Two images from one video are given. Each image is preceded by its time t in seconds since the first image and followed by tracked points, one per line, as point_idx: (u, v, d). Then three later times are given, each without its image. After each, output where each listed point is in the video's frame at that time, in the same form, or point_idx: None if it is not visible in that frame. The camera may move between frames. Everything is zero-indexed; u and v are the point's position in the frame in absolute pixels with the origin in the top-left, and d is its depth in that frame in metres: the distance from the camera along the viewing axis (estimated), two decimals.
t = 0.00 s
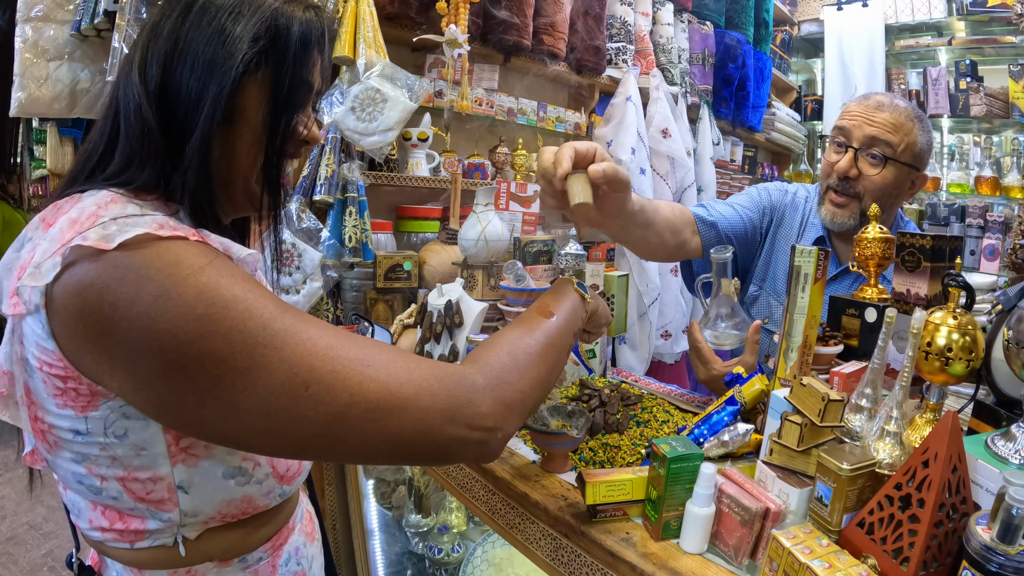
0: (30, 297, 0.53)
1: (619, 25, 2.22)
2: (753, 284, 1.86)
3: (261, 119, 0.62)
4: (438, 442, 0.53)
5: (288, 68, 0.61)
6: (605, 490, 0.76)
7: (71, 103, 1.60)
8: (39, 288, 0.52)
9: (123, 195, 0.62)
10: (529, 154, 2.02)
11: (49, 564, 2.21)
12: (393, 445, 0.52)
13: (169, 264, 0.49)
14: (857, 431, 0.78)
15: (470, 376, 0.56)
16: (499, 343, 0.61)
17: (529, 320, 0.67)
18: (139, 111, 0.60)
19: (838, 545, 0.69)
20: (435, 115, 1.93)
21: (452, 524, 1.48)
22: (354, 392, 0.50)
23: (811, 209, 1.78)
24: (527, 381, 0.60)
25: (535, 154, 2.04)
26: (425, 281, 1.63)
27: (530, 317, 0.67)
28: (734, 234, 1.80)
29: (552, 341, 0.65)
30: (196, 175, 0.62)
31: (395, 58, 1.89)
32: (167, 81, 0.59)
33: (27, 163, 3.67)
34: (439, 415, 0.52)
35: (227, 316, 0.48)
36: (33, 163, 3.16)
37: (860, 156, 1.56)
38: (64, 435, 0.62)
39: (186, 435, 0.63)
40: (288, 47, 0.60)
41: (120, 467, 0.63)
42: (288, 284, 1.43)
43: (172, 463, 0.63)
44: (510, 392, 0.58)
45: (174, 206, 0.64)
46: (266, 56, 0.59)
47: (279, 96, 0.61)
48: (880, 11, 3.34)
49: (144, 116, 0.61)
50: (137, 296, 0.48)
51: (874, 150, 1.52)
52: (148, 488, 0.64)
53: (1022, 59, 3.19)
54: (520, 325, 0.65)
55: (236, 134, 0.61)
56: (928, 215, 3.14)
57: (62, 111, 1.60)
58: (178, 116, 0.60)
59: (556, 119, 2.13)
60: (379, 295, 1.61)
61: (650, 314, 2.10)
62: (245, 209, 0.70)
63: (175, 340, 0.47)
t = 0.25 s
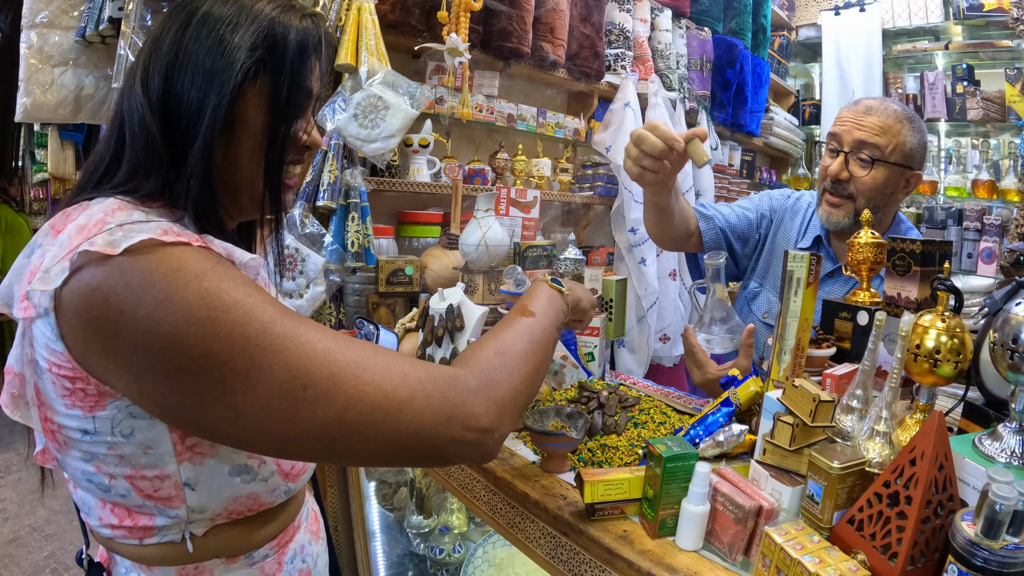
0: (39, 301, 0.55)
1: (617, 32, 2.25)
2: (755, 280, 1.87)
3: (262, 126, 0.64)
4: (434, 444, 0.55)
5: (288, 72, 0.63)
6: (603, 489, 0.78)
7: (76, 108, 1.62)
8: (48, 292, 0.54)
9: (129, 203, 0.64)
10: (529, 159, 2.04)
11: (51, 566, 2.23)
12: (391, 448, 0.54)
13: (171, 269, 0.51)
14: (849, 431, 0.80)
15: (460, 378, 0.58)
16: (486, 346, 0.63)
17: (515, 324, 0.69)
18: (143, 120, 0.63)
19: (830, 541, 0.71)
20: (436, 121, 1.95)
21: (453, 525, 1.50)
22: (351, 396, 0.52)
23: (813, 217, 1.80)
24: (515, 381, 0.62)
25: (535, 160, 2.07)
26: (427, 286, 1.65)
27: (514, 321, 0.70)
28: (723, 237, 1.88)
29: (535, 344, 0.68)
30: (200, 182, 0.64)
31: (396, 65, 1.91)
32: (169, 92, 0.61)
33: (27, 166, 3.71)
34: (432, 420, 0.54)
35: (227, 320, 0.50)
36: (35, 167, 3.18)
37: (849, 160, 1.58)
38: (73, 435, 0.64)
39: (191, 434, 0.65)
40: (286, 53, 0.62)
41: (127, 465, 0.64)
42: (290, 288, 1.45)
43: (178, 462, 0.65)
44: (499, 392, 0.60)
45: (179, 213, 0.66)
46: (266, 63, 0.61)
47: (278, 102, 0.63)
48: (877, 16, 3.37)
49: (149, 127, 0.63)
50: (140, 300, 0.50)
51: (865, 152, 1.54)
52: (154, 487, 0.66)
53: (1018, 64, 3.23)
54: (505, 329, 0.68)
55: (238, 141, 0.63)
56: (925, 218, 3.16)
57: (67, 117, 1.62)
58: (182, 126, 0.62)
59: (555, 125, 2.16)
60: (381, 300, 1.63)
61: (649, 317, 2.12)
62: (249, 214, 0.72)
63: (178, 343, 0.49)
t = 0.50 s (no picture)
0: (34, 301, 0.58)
1: (617, 35, 2.26)
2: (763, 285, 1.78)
3: (276, 142, 0.65)
4: (424, 420, 0.57)
5: (297, 88, 0.64)
6: (605, 484, 0.80)
7: (81, 111, 1.64)
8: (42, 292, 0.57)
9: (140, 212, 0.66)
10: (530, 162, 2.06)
11: (55, 566, 2.24)
12: (387, 430, 0.56)
13: (160, 264, 0.53)
14: (844, 427, 0.81)
15: (435, 353, 0.59)
16: (450, 320, 0.65)
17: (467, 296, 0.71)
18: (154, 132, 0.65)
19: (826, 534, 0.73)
20: (438, 124, 1.97)
21: (456, 523, 1.52)
22: (338, 379, 0.53)
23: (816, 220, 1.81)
24: (488, 352, 0.64)
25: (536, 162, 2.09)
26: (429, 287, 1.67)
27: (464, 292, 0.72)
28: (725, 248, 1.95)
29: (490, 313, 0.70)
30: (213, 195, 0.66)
31: (398, 68, 1.93)
32: (180, 106, 0.63)
33: (29, 169, 3.72)
34: (422, 398, 0.56)
35: (212, 311, 0.52)
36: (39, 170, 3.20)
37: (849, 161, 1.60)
38: (70, 431, 0.66)
39: (183, 429, 0.66)
40: (297, 69, 0.63)
41: (121, 461, 0.66)
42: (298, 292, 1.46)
43: (171, 457, 0.67)
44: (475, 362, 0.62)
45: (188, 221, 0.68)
46: (277, 80, 0.62)
47: (293, 118, 0.64)
48: (876, 17, 3.39)
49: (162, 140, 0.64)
50: (128, 297, 0.52)
51: (865, 152, 1.56)
52: (149, 481, 0.68)
53: (1016, 65, 3.25)
54: (463, 302, 0.69)
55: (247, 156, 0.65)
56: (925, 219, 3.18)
57: (72, 119, 1.64)
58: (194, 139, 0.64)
59: (556, 127, 2.18)
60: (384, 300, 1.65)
61: (649, 318, 2.13)
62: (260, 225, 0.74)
63: (168, 337, 0.51)
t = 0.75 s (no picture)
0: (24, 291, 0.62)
1: (618, 37, 2.28)
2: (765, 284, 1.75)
3: (315, 196, 0.65)
4: (397, 391, 0.59)
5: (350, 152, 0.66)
6: (608, 479, 0.81)
7: (86, 113, 1.65)
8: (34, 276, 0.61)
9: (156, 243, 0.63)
10: (532, 163, 2.08)
11: (59, 565, 2.26)
12: (362, 401, 0.57)
13: (135, 252, 0.54)
14: (843, 423, 0.83)
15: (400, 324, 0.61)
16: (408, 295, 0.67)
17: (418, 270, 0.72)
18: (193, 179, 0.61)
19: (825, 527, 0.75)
20: (441, 125, 1.99)
21: (460, 521, 1.54)
22: (311, 355, 0.55)
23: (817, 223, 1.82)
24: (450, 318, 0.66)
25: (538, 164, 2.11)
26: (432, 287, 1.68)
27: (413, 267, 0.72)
28: (726, 249, 1.97)
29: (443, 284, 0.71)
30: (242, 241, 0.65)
31: (401, 70, 1.95)
32: (219, 151, 0.60)
33: (33, 171, 3.75)
34: (396, 363, 0.58)
35: (185, 293, 0.53)
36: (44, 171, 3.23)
37: (860, 159, 1.59)
38: (57, 421, 0.67)
39: (163, 422, 0.67)
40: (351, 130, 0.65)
41: (105, 452, 0.68)
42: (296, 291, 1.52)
43: (151, 450, 0.67)
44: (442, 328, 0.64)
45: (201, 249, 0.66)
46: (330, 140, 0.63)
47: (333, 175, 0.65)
48: (875, 19, 3.41)
49: (191, 179, 0.62)
50: (99, 284, 0.52)
51: (877, 151, 1.55)
52: (131, 474, 0.69)
53: (1015, 66, 3.26)
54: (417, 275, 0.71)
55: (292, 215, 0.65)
56: (924, 219, 3.19)
57: (77, 121, 1.66)
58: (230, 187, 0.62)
59: (558, 129, 2.19)
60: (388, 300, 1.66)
61: (649, 318, 2.15)
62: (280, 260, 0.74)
63: (137, 323, 0.51)
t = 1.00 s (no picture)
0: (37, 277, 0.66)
1: (619, 40, 2.30)
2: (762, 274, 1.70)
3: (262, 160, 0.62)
4: (343, 431, 0.54)
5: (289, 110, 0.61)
6: (608, 478, 0.83)
7: (91, 116, 1.68)
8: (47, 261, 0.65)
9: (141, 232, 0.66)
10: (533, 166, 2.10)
11: (63, 565, 2.28)
12: (307, 437, 0.53)
13: (114, 248, 0.54)
14: (838, 423, 0.85)
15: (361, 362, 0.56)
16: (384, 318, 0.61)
17: (400, 284, 0.66)
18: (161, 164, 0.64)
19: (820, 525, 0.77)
20: (444, 129, 2.01)
21: (462, 521, 1.56)
22: (258, 380, 0.51)
23: (816, 218, 1.71)
24: (425, 359, 0.60)
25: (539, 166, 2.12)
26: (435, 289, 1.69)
27: (394, 280, 0.67)
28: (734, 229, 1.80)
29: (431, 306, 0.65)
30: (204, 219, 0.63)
31: (404, 74, 1.97)
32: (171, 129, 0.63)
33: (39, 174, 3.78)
34: (350, 412, 0.54)
35: (159, 297, 0.51)
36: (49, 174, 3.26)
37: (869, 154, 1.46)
38: (61, 400, 0.71)
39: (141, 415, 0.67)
40: (284, 84, 0.61)
41: (100, 435, 0.69)
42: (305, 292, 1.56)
43: (131, 439, 0.68)
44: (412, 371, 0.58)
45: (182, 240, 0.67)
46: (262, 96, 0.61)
47: (278, 134, 0.61)
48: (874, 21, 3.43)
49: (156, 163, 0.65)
50: (81, 278, 0.52)
51: (885, 147, 1.43)
52: (117, 458, 0.70)
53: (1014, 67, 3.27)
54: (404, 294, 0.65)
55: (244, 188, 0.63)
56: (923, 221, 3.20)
57: (82, 124, 1.68)
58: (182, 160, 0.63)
59: (559, 132, 2.21)
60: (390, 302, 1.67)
61: (650, 320, 2.17)
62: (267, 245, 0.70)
63: (110, 320, 0.50)
